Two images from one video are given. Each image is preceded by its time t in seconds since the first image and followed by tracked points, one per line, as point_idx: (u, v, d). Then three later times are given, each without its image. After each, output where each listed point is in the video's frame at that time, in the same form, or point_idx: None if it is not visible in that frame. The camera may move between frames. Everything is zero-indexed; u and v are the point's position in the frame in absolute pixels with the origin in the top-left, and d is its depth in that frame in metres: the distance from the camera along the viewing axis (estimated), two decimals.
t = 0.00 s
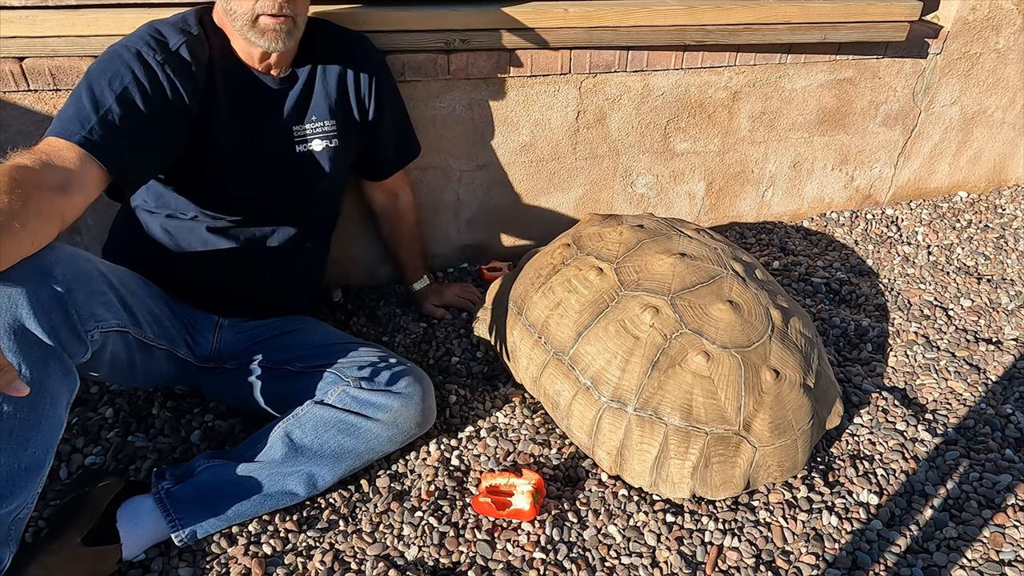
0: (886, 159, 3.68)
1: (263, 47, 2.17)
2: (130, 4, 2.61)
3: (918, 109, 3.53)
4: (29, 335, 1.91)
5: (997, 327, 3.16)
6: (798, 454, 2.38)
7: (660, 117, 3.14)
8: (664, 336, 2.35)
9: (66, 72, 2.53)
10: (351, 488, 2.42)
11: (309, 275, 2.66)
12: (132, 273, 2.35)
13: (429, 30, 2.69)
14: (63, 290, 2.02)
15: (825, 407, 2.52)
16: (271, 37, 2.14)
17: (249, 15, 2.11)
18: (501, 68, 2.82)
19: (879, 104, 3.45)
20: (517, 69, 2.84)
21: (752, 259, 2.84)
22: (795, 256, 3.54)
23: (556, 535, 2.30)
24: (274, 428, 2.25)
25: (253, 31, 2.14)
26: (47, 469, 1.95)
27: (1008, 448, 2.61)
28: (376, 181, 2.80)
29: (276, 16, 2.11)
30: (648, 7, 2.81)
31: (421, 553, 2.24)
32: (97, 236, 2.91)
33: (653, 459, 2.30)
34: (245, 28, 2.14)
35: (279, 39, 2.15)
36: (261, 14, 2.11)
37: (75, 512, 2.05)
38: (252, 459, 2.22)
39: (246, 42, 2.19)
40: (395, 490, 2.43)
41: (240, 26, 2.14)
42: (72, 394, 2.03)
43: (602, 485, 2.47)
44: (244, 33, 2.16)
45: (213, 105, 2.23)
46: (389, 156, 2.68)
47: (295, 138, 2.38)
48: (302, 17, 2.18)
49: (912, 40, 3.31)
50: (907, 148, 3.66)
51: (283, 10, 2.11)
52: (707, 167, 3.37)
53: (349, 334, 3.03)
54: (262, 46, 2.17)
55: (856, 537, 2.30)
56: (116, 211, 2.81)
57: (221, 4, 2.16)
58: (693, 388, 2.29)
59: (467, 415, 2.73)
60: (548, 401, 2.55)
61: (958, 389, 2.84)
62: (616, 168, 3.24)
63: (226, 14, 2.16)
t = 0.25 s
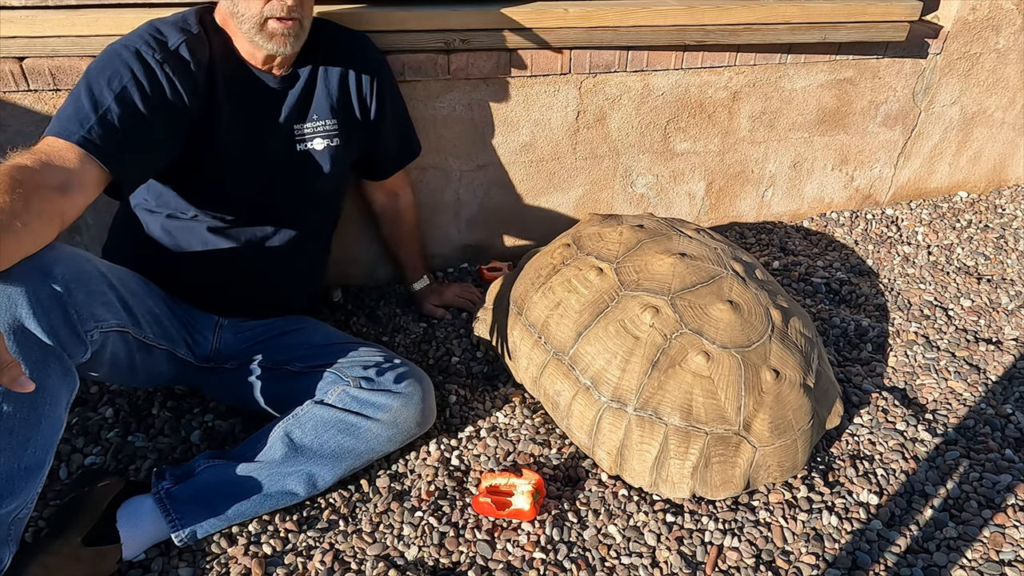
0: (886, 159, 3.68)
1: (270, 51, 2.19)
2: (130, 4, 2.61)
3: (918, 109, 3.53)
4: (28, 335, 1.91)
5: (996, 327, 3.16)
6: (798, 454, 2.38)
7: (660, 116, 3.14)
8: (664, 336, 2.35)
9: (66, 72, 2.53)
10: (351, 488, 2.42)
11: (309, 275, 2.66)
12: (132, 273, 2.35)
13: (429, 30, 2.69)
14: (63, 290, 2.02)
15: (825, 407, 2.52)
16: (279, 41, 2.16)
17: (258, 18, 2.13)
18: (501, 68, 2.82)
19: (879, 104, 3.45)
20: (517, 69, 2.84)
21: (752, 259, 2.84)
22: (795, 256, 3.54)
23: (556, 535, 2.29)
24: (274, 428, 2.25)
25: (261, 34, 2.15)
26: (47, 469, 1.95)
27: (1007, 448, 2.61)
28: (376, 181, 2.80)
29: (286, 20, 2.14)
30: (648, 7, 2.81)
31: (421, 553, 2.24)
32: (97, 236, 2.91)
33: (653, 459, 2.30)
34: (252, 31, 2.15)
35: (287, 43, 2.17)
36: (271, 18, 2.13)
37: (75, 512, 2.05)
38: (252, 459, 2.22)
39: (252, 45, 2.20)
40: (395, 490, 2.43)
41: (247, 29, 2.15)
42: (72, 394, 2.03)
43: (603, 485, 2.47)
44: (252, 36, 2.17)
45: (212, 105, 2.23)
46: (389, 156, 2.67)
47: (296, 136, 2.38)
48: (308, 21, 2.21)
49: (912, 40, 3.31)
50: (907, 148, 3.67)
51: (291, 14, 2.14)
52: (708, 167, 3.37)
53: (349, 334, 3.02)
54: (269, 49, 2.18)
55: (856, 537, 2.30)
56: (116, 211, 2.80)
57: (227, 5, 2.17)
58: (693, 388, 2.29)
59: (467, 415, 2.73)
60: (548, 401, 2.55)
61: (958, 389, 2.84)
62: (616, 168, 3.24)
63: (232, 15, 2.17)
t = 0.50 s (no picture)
0: (886, 159, 3.68)
1: (285, 61, 2.22)
2: (130, 4, 2.61)
3: (918, 109, 3.53)
4: (28, 335, 1.91)
5: (996, 327, 3.16)
6: (798, 454, 2.38)
7: (660, 117, 3.14)
8: (664, 336, 2.35)
9: (66, 71, 2.53)
10: (351, 488, 2.42)
11: (309, 275, 2.66)
12: (132, 273, 2.35)
13: (429, 30, 2.69)
14: (63, 290, 2.02)
15: (825, 407, 2.52)
16: (298, 53, 2.20)
17: (278, 33, 2.14)
18: (501, 68, 2.82)
19: (879, 104, 3.45)
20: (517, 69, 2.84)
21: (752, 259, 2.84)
22: (795, 256, 3.54)
23: (556, 535, 2.29)
24: (273, 428, 2.25)
25: (280, 47, 2.17)
26: (47, 469, 1.95)
27: (1008, 448, 2.61)
28: (376, 181, 2.80)
29: (305, 34, 2.18)
30: (648, 7, 2.81)
31: (421, 553, 2.24)
32: (97, 236, 2.91)
33: (653, 459, 2.30)
34: (270, 44, 2.16)
35: (305, 54, 2.22)
36: (291, 32, 2.15)
37: (75, 512, 2.05)
38: (252, 459, 2.22)
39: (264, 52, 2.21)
40: (395, 490, 2.43)
41: (264, 41, 2.16)
42: (72, 394, 2.03)
43: (602, 485, 2.47)
44: (268, 47, 2.18)
45: (211, 105, 2.23)
46: (388, 156, 2.68)
47: (297, 135, 2.38)
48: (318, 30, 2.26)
49: (912, 40, 3.31)
50: (907, 148, 3.66)
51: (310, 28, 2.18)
52: (708, 167, 3.37)
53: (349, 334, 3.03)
54: (284, 59, 2.21)
55: (856, 537, 2.30)
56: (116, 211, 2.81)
57: (240, 15, 2.14)
58: (693, 388, 2.29)
59: (467, 415, 2.73)
60: (548, 401, 2.55)
61: (958, 389, 2.84)
62: (616, 168, 3.24)
63: (246, 26, 2.15)
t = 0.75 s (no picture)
0: (886, 159, 3.68)
1: (299, 70, 2.23)
2: (130, 4, 2.61)
3: (918, 109, 3.53)
4: (30, 335, 1.91)
5: (996, 327, 3.16)
6: (798, 454, 2.38)
7: (660, 116, 3.14)
8: (664, 336, 2.35)
9: (66, 71, 2.53)
10: (351, 488, 2.42)
11: (309, 275, 2.66)
12: (133, 273, 2.35)
13: (429, 30, 2.69)
14: (64, 289, 2.02)
15: (826, 407, 2.52)
16: (315, 62, 2.22)
17: (300, 44, 2.13)
18: (501, 68, 2.82)
19: (879, 104, 3.45)
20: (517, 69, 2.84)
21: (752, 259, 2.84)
22: (795, 256, 3.54)
23: (556, 535, 2.29)
24: (273, 428, 2.25)
25: (298, 58, 2.18)
26: (47, 470, 1.95)
27: (1008, 448, 2.61)
28: (376, 181, 2.80)
29: (323, 46, 2.20)
30: (648, 7, 2.81)
31: (421, 553, 2.24)
32: (97, 236, 2.91)
33: (653, 459, 2.30)
34: (290, 54, 2.15)
35: (320, 63, 2.24)
36: (311, 45, 2.16)
37: (75, 511, 2.05)
38: (252, 459, 2.22)
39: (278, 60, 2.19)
40: (395, 490, 2.43)
41: (284, 51, 2.14)
42: (72, 394, 2.03)
43: (602, 485, 2.47)
44: (284, 57, 2.17)
45: (213, 106, 2.23)
46: (389, 156, 2.67)
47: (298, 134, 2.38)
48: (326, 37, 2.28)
49: (912, 40, 3.31)
50: (907, 148, 3.66)
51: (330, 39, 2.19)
52: (708, 167, 3.37)
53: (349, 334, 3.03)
54: (298, 68, 2.22)
55: (856, 537, 2.30)
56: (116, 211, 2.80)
57: (259, 23, 2.10)
58: (693, 388, 2.29)
59: (467, 415, 2.73)
60: (549, 401, 2.55)
61: (958, 389, 2.84)
62: (616, 168, 3.24)
63: (265, 35, 2.11)
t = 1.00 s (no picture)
0: (886, 159, 3.68)
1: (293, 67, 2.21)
2: (130, 4, 2.61)
3: (918, 109, 3.53)
4: (30, 335, 1.91)
5: (996, 327, 3.16)
6: (798, 454, 2.38)
7: (660, 117, 3.14)
8: (664, 336, 2.35)
9: (66, 71, 2.53)
10: (351, 488, 2.42)
11: (309, 275, 2.66)
12: (133, 273, 2.35)
13: (429, 30, 2.69)
14: (64, 290, 2.02)
15: (825, 407, 2.52)
16: (308, 58, 2.20)
17: (289, 40, 2.13)
18: (501, 68, 2.82)
19: (879, 104, 3.45)
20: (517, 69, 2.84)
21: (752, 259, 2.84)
22: (795, 256, 3.54)
23: (556, 535, 2.29)
24: (274, 428, 2.25)
25: (290, 53, 2.16)
26: (47, 470, 1.95)
27: (1008, 448, 2.61)
28: (376, 181, 2.80)
29: (315, 41, 2.18)
30: (648, 7, 2.81)
31: (421, 553, 2.24)
32: (97, 236, 2.91)
33: (653, 459, 2.30)
34: (281, 51, 2.15)
35: (314, 60, 2.22)
36: (303, 39, 2.15)
37: (75, 511, 2.05)
38: (252, 459, 2.22)
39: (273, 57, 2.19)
40: (395, 490, 2.43)
41: (276, 47, 2.14)
42: (72, 394, 2.03)
43: (602, 485, 2.47)
44: (278, 53, 2.16)
45: (213, 106, 2.23)
46: (389, 156, 2.67)
47: (298, 135, 2.39)
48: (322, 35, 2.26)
49: (912, 40, 3.31)
50: (907, 148, 3.66)
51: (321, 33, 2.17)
52: (708, 167, 3.37)
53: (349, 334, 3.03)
54: (293, 65, 2.20)
55: (856, 537, 2.30)
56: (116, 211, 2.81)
57: (251, 20, 2.11)
58: (693, 388, 2.29)
59: (467, 415, 2.73)
60: (549, 401, 2.55)
61: (958, 389, 2.84)
62: (616, 168, 3.24)
63: (257, 30, 2.12)
